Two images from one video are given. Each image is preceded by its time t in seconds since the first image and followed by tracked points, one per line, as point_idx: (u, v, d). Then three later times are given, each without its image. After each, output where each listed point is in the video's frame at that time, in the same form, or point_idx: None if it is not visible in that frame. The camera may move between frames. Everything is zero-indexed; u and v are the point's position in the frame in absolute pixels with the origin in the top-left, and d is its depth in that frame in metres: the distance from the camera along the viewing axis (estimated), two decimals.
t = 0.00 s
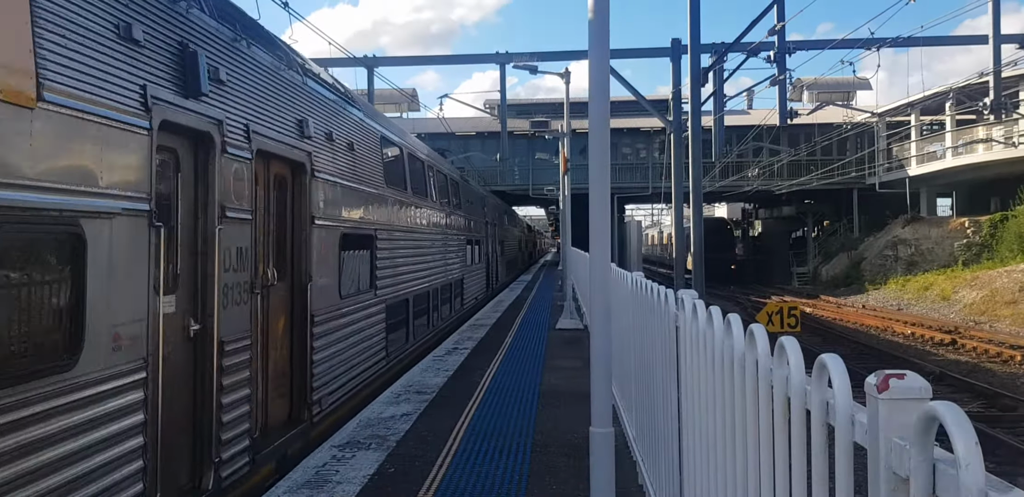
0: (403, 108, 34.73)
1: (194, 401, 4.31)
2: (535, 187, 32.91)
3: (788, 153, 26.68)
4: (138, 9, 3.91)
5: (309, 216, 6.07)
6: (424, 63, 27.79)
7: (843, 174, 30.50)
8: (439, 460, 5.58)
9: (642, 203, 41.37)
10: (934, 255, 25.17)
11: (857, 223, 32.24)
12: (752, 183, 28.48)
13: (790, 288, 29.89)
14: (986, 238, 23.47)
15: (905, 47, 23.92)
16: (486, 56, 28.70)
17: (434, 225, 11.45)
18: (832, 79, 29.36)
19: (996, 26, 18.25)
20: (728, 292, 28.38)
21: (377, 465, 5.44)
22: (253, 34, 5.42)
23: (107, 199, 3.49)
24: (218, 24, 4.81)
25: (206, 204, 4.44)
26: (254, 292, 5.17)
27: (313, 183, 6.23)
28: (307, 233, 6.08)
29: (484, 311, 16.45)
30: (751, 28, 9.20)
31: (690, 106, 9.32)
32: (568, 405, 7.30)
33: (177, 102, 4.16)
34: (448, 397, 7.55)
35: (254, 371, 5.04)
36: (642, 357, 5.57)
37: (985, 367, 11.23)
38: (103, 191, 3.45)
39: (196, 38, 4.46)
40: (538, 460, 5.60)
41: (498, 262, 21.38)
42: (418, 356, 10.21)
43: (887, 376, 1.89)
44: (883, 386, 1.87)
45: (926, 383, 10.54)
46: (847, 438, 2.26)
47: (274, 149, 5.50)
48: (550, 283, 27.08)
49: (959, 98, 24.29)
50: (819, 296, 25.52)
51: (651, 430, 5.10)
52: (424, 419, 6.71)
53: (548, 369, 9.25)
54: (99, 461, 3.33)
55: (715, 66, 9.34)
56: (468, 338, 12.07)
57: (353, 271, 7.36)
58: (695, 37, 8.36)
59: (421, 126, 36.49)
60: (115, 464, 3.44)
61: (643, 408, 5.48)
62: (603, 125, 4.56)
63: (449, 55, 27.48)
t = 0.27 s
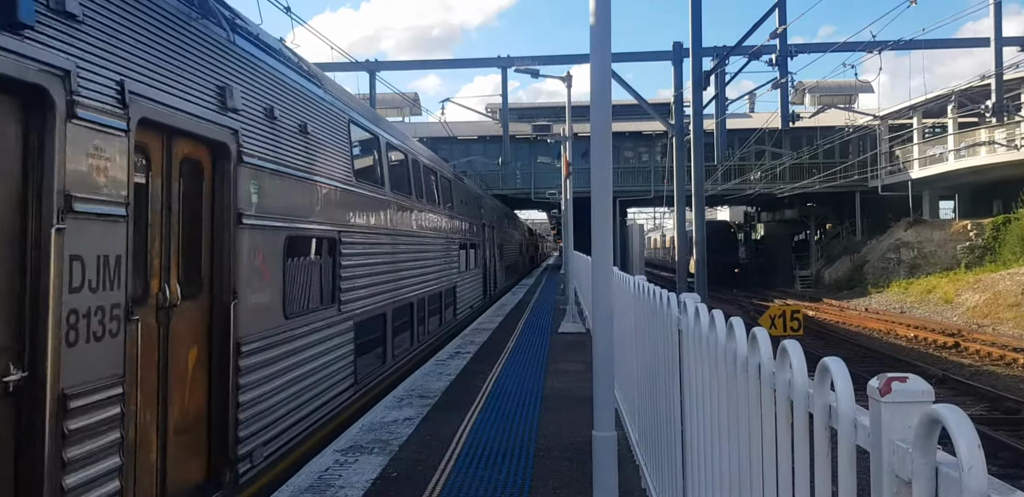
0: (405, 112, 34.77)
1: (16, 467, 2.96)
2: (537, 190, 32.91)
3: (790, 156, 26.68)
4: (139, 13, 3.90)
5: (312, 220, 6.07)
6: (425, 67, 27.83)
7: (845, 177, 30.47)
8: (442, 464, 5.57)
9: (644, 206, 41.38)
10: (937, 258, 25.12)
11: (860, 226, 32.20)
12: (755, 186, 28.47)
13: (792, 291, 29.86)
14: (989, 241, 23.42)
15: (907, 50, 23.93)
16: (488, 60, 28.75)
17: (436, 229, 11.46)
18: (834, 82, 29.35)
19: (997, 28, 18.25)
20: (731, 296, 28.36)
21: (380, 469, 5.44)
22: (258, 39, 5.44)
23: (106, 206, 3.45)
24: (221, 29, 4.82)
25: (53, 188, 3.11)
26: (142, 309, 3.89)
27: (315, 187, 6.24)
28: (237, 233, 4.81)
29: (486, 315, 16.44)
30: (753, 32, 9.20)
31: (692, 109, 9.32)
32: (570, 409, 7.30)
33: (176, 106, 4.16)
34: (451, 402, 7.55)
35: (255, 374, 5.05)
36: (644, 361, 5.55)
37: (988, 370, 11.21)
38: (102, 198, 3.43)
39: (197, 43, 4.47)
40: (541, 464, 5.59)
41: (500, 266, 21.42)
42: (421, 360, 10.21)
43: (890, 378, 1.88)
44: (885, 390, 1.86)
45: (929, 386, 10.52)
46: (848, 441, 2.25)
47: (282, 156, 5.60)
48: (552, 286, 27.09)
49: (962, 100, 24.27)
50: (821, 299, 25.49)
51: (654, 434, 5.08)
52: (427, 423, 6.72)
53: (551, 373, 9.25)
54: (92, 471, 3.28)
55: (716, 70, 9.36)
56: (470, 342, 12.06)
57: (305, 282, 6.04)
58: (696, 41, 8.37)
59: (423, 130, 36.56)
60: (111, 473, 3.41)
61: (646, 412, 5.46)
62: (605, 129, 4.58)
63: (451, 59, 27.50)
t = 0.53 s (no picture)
0: (412, 120, 34.87)
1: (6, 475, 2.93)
2: (544, 197, 32.91)
3: (797, 162, 26.63)
4: (149, 23, 3.89)
5: (321, 228, 6.09)
6: (432, 75, 27.92)
7: (853, 184, 30.39)
8: (449, 472, 5.57)
9: (651, 213, 41.34)
10: (946, 264, 24.98)
11: (868, 232, 32.08)
12: (762, 193, 28.42)
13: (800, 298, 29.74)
14: (998, 248, 23.28)
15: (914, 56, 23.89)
16: (494, 68, 28.84)
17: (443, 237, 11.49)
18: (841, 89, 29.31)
19: (1005, 34, 18.21)
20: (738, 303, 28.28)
21: (387, 476, 5.44)
22: (267, 48, 5.46)
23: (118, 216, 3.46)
24: (231, 39, 4.84)
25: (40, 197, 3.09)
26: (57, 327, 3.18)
27: (324, 194, 6.25)
28: (92, 236, 3.28)
29: (493, 323, 16.43)
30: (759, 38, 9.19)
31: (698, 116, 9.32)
32: (577, 416, 7.28)
33: (189, 115, 4.16)
34: (458, 409, 7.54)
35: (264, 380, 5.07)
36: (653, 368, 5.53)
37: (998, 377, 11.13)
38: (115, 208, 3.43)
39: (208, 53, 4.48)
40: (548, 472, 5.58)
41: (506, 274, 21.42)
42: (427, 368, 10.21)
43: (898, 385, 1.88)
44: (894, 396, 1.86)
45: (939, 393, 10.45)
46: (857, 450, 2.24)
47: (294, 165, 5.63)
48: (559, 294, 27.05)
49: (970, 106, 24.18)
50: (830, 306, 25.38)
51: (663, 442, 5.06)
52: (434, 431, 6.71)
53: (558, 380, 9.23)
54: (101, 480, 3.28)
55: (722, 77, 9.36)
56: (477, 349, 12.05)
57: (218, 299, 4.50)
58: (703, 48, 8.38)
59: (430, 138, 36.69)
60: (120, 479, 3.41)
61: (654, 420, 5.43)
62: (612, 136, 4.59)
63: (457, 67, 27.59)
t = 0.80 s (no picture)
0: (417, 125, 34.95)
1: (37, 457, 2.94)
2: (548, 202, 32.91)
3: (802, 167, 26.60)
4: (151, 27, 3.89)
5: (326, 233, 6.09)
6: (437, 80, 27.98)
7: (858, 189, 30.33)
8: (454, 477, 5.56)
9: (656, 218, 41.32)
10: (952, 269, 24.88)
11: (873, 237, 32.01)
12: (767, 198, 28.38)
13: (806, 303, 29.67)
14: (1004, 252, 23.17)
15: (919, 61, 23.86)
16: (499, 74, 28.91)
17: (446, 241, 11.50)
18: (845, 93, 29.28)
19: (1010, 38, 18.17)
20: (743, 308, 28.22)
21: (392, 482, 5.44)
22: (269, 54, 5.46)
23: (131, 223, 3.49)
24: (233, 45, 4.83)
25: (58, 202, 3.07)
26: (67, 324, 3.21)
27: (327, 199, 6.25)
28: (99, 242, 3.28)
29: (498, 328, 16.43)
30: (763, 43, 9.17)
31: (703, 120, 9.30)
32: (582, 421, 7.26)
33: (191, 122, 4.14)
34: (463, 415, 7.53)
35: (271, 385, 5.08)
36: (658, 374, 5.50)
37: (1004, 382, 11.07)
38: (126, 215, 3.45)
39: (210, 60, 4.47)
40: (554, 477, 5.56)
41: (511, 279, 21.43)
42: (433, 373, 10.21)
43: (906, 390, 1.88)
44: (901, 401, 1.86)
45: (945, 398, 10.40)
46: (863, 455, 2.24)
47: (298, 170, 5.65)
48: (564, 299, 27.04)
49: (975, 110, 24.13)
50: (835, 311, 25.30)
51: (669, 450, 5.03)
52: (439, 436, 6.71)
53: (563, 385, 9.21)
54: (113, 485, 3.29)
55: (726, 82, 9.34)
56: (482, 355, 12.05)
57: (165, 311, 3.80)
58: (707, 53, 8.38)
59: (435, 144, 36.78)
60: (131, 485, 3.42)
61: (660, 426, 5.41)
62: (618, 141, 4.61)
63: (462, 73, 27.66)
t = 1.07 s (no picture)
0: (417, 124, 34.96)
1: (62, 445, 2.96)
2: (549, 201, 32.90)
3: (802, 165, 26.57)
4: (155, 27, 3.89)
5: (326, 233, 6.10)
6: (436, 80, 27.99)
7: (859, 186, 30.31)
8: (455, 477, 5.57)
9: (656, 216, 41.32)
10: (953, 267, 24.86)
11: (874, 235, 31.98)
12: (768, 196, 28.35)
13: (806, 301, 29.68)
14: (1005, 250, 23.13)
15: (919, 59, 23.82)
16: (499, 72, 28.90)
17: (447, 241, 11.51)
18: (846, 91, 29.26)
19: (1011, 35, 18.13)
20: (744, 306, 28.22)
21: (392, 482, 5.45)
22: (268, 54, 5.44)
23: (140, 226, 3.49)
24: (232, 46, 4.82)
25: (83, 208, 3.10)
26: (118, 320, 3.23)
27: (328, 200, 6.24)
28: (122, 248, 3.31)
29: (498, 327, 16.44)
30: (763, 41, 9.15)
31: (702, 119, 9.29)
32: (583, 420, 7.27)
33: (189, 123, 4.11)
34: (464, 414, 7.55)
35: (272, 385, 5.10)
36: (659, 373, 5.50)
37: (1005, 380, 11.07)
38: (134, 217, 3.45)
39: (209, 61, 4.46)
40: (555, 477, 5.56)
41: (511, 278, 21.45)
42: (433, 373, 10.22)
43: (905, 390, 1.88)
44: (901, 401, 1.86)
45: (945, 397, 10.40)
46: (863, 453, 2.24)
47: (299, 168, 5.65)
48: (564, 298, 27.06)
49: (976, 107, 24.12)
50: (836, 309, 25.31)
51: (670, 448, 5.03)
52: (440, 435, 6.72)
53: (563, 385, 9.21)
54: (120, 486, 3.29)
55: (726, 80, 9.34)
56: (483, 354, 12.06)
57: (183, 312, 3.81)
58: (706, 51, 8.37)
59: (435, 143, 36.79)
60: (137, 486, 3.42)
61: (661, 425, 5.41)
62: (618, 140, 4.60)
63: (462, 73, 27.67)
